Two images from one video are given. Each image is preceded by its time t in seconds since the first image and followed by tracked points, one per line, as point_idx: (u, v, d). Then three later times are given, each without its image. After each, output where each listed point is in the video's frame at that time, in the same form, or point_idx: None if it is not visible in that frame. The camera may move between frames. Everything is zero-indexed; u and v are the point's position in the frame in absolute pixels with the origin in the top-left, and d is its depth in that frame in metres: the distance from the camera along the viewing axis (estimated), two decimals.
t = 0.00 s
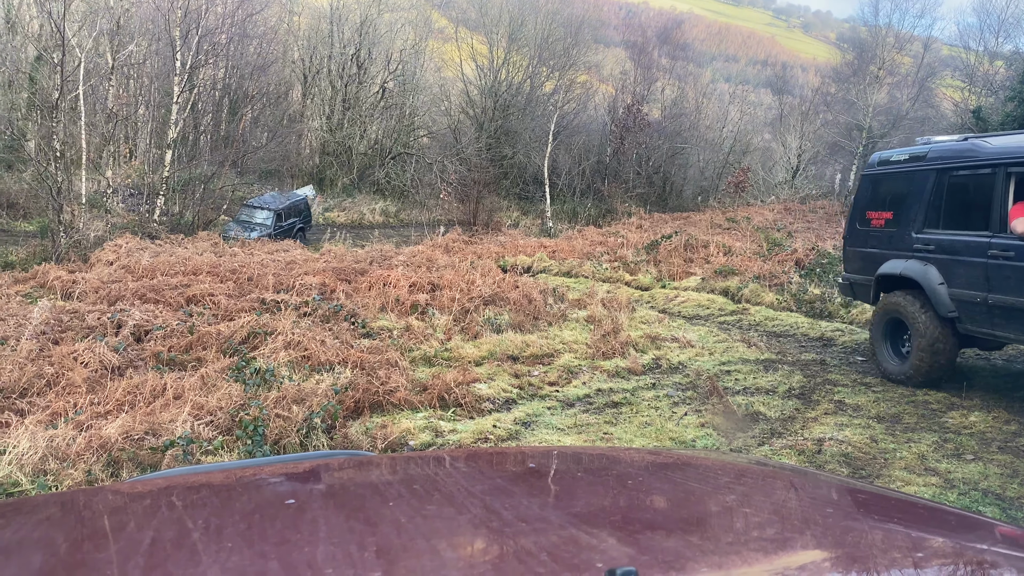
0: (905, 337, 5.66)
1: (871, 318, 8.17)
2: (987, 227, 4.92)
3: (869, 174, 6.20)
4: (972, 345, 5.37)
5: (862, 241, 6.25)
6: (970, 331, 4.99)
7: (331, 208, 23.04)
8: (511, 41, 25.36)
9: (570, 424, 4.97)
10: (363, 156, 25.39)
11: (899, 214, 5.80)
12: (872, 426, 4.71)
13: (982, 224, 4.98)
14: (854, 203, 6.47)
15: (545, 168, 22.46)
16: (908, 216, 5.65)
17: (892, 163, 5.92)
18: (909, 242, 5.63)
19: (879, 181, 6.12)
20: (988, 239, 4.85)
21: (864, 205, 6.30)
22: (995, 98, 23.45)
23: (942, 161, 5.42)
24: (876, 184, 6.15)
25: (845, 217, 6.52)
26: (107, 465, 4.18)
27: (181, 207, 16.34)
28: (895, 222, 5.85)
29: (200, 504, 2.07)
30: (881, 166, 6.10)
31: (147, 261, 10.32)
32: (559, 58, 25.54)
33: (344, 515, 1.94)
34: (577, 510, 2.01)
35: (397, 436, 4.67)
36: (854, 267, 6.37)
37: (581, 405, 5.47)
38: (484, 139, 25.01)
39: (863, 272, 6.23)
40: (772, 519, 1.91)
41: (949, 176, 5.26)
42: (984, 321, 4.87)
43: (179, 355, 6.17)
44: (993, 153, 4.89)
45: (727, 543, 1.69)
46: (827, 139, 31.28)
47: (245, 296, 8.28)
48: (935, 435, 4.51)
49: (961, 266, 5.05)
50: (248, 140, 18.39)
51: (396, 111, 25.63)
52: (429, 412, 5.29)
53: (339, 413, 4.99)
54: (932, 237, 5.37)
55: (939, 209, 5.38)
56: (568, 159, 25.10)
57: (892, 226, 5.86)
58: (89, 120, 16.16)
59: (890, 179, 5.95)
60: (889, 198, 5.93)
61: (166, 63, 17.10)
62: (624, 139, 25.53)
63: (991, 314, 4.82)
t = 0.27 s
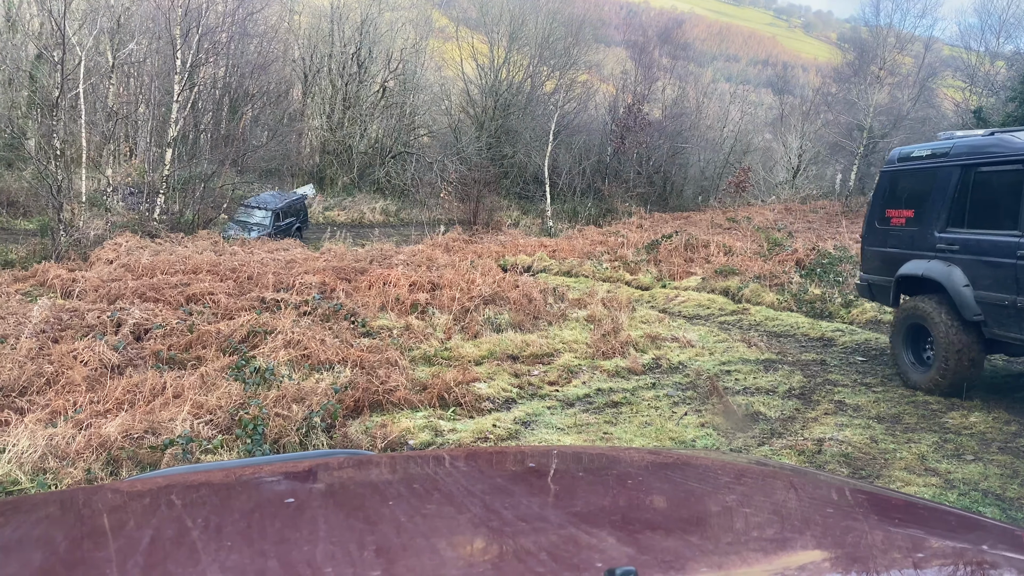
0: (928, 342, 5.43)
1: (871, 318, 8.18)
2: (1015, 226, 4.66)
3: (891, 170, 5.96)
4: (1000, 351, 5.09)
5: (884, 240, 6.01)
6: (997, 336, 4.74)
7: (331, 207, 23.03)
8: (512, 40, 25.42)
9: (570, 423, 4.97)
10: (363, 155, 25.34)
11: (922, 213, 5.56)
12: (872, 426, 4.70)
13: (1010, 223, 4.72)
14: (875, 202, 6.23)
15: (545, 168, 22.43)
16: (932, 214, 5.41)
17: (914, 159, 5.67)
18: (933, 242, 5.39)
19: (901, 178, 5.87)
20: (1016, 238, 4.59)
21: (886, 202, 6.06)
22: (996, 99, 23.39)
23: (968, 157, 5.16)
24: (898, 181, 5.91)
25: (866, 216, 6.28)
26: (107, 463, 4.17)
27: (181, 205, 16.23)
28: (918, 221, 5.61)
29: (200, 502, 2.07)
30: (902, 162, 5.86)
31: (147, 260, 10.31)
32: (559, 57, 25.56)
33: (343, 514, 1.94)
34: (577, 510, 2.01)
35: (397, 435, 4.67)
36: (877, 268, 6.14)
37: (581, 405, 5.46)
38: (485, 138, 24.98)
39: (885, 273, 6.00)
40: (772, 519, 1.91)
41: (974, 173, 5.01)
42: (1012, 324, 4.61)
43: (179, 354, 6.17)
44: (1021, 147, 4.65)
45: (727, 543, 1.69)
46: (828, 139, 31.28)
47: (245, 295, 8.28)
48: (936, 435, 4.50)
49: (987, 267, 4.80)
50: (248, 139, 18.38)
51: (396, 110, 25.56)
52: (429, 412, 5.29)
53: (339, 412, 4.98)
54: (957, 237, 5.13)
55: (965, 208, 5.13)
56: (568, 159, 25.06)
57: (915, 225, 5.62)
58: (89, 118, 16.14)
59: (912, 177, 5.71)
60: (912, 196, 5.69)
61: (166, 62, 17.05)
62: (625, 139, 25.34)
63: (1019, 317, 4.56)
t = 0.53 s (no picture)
0: (950, 351, 5.17)
1: (870, 318, 8.19)
2: None
3: (909, 167, 5.69)
4: None
5: (901, 241, 5.75)
6: None
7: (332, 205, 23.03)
8: (512, 40, 25.45)
9: (570, 423, 4.97)
10: (363, 154, 25.32)
11: (943, 212, 5.30)
12: (871, 427, 4.71)
13: None
14: (893, 201, 5.94)
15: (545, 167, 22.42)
16: (955, 214, 5.15)
17: (935, 155, 5.40)
18: (956, 243, 5.13)
19: (920, 175, 5.60)
20: None
21: (903, 201, 5.78)
22: (996, 100, 23.39)
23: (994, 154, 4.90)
24: (917, 178, 5.63)
25: (883, 217, 5.99)
26: (106, 461, 4.17)
27: (182, 204, 16.29)
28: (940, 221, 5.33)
29: (199, 501, 2.07)
30: (923, 160, 5.57)
31: (147, 258, 10.29)
32: (559, 57, 25.58)
33: (343, 513, 1.94)
34: (576, 509, 2.01)
35: (396, 434, 4.67)
36: (895, 270, 5.85)
37: (581, 404, 5.46)
38: (485, 137, 24.99)
39: (903, 275, 5.74)
40: (771, 519, 1.91)
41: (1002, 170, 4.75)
42: None
43: (178, 352, 6.16)
44: None
45: (726, 543, 1.69)
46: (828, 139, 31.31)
47: (245, 293, 8.28)
48: (935, 436, 4.50)
49: (1016, 270, 4.54)
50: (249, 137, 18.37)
51: (396, 109, 25.51)
52: (428, 411, 5.29)
53: (338, 411, 4.99)
54: (982, 238, 4.87)
55: (991, 207, 4.87)
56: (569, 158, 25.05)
57: (935, 225, 5.36)
58: (90, 117, 16.11)
59: (933, 175, 5.43)
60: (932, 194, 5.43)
61: (167, 61, 17.07)
62: (625, 139, 25.22)
63: None
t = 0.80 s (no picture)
0: (975, 358, 4.92)
1: (869, 317, 8.21)
2: None
3: (932, 166, 5.50)
4: None
5: (923, 243, 5.57)
6: None
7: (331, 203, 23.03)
8: (511, 38, 25.49)
9: (568, 421, 4.98)
10: (362, 152, 25.30)
11: (967, 213, 5.11)
12: (869, 426, 4.72)
13: None
14: (916, 202, 5.74)
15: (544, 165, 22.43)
16: (979, 215, 4.97)
17: (959, 153, 5.22)
18: (980, 245, 4.94)
19: (943, 175, 5.42)
20: None
21: (926, 202, 5.60)
22: (995, 99, 23.44)
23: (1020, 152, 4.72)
24: (940, 178, 5.45)
25: (906, 217, 5.81)
26: (104, 458, 4.16)
27: (179, 202, 16.20)
28: (965, 223, 5.15)
29: (197, 499, 2.07)
30: (948, 159, 5.39)
31: (145, 256, 10.27)
32: (559, 55, 25.59)
33: (341, 511, 1.94)
34: (574, 507, 2.02)
35: (395, 433, 4.67)
36: (917, 273, 5.66)
37: (579, 402, 5.47)
38: (484, 136, 24.99)
39: (926, 279, 5.56)
40: (769, 518, 1.92)
41: None
42: None
43: (176, 350, 6.16)
44: None
45: (724, 541, 1.69)
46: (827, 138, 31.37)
47: (243, 291, 8.27)
48: (932, 435, 4.51)
49: None
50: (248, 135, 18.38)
51: (395, 107, 25.43)
52: (427, 409, 5.29)
53: (336, 409, 4.99)
54: (1007, 240, 4.68)
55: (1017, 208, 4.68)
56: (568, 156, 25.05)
57: (959, 227, 5.17)
58: (88, 114, 16.09)
59: (957, 174, 5.23)
60: (956, 195, 5.24)
61: (166, 58, 17.20)
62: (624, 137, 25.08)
63: None
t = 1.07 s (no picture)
0: (1005, 368, 4.65)
1: (867, 316, 8.23)
2: None
3: (956, 168, 5.40)
4: None
5: (948, 247, 5.47)
6: None
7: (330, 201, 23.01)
8: (511, 37, 25.48)
9: (567, 419, 4.98)
10: (361, 150, 25.24)
11: (992, 217, 5.01)
12: (867, 424, 4.72)
13: None
14: (940, 204, 5.64)
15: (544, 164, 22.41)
16: (1006, 220, 4.87)
17: (983, 155, 5.11)
18: (1007, 249, 4.84)
19: (966, 177, 5.32)
20: None
21: (950, 204, 5.50)
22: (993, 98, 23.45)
23: None
24: (964, 180, 5.35)
25: (929, 220, 5.72)
26: (103, 456, 4.16)
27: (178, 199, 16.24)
28: (991, 227, 5.03)
29: (196, 497, 2.07)
30: (973, 160, 5.24)
31: (143, 253, 10.25)
32: (558, 53, 25.59)
33: (340, 509, 1.94)
34: (573, 505, 2.02)
35: (394, 431, 4.67)
36: (942, 278, 5.57)
37: (578, 401, 5.47)
38: (484, 134, 24.97)
39: (950, 283, 5.46)
40: (767, 516, 1.92)
41: None
42: None
43: (175, 348, 6.16)
44: None
45: (722, 540, 1.70)
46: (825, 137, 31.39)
47: (242, 289, 8.26)
48: (930, 434, 4.52)
49: None
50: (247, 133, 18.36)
51: (394, 105, 25.32)
52: (426, 407, 5.29)
53: (335, 407, 4.99)
54: None
55: None
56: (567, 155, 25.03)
57: (985, 231, 5.07)
58: (87, 112, 16.05)
59: (982, 177, 5.10)
60: (980, 198, 5.14)
61: (165, 56, 17.22)
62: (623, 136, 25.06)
63: None
